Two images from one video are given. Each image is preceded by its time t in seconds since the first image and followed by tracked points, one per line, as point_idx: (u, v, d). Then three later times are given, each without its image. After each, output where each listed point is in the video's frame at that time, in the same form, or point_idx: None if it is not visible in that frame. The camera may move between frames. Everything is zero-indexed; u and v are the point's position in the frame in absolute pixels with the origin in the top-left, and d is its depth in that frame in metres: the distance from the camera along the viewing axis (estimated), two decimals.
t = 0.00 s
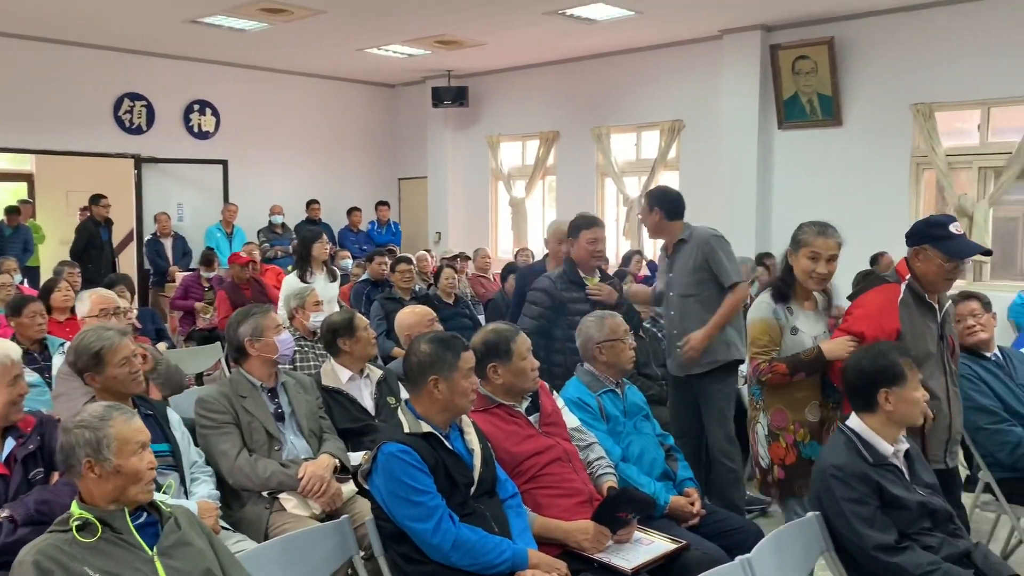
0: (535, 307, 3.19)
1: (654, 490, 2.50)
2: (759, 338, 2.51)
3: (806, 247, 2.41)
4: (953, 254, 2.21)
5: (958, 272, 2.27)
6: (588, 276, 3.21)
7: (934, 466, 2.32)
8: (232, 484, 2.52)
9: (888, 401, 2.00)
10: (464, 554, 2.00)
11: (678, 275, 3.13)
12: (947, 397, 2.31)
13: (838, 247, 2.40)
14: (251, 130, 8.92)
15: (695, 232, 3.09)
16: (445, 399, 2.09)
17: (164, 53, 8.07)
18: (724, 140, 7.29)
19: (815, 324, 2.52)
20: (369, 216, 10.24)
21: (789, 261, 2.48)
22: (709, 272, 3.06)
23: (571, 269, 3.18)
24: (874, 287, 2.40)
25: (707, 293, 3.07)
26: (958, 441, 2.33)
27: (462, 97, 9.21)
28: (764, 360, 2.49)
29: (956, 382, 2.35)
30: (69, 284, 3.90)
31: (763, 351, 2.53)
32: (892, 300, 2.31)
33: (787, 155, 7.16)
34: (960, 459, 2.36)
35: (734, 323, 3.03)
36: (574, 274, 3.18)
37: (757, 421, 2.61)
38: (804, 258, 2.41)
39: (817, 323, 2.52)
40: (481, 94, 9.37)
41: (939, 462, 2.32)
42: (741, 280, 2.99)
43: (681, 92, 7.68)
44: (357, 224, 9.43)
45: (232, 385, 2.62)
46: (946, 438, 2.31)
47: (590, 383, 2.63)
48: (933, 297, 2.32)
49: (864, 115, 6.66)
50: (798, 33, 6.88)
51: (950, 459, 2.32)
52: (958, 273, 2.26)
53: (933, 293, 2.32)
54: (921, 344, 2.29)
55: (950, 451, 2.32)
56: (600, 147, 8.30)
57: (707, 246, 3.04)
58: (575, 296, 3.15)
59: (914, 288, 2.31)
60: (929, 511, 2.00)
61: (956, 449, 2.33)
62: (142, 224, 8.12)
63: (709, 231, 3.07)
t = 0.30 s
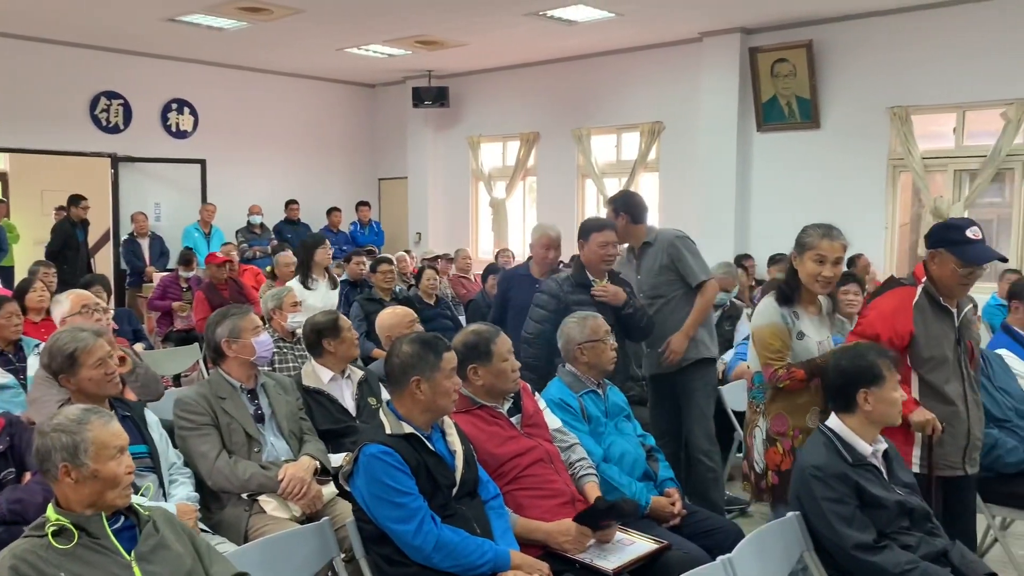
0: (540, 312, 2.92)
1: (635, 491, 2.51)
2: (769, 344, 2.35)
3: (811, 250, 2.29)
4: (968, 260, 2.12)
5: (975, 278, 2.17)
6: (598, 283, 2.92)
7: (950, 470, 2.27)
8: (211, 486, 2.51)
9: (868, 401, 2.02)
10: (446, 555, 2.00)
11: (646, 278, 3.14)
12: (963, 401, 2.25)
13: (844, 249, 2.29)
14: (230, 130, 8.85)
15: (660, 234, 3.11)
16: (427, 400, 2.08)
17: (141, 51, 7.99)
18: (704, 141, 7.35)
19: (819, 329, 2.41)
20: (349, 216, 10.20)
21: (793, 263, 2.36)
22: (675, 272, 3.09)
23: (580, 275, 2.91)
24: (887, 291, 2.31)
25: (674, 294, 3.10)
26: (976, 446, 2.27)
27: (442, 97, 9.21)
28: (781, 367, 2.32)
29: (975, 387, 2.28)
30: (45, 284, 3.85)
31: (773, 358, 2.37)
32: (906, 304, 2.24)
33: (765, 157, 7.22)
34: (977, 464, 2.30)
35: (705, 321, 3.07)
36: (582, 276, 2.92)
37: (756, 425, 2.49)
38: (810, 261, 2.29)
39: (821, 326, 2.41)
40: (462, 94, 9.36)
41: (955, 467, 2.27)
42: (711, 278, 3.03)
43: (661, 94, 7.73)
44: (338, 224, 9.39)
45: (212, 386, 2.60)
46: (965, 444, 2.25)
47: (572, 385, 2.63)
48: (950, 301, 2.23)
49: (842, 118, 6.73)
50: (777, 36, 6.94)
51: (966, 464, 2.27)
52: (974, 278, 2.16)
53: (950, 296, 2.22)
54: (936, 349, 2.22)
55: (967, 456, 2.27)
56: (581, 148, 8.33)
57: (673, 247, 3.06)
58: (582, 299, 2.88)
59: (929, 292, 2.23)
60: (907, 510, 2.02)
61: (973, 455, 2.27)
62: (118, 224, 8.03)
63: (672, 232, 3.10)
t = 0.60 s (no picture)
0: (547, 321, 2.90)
1: (617, 492, 2.51)
2: (776, 350, 2.32)
3: (812, 252, 2.28)
4: (980, 266, 2.12)
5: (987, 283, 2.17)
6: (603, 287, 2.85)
7: (960, 477, 2.28)
8: (190, 489, 2.48)
9: (848, 401, 2.03)
10: (429, 557, 1.99)
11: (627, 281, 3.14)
12: (973, 407, 2.26)
13: (844, 250, 2.28)
14: (210, 129, 8.78)
15: (639, 237, 3.12)
16: (409, 402, 2.08)
17: (119, 50, 7.92)
18: (685, 143, 7.38)
19: (821, 331, 2.38)
20: (331, 217, 10.14)
21: (794, 265, 2.34)
22: (656, 274, 3.11)
23: (581, 280, 2.85)
24: (898, 294, 2.32)
25: (656, 295, 3.11)
26: (986, 452, 2.28)
27: (424, 97, 9.19)
28: (790, 374, 2.31)
29: (986, 393, 2.28)
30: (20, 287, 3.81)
31: (781, 364, 2.34)
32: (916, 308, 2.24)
33: (745, 158, 7.27)
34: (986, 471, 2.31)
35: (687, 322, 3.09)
36: (584, 282, 2.85)
37: (758, 432, 2.44)
38: (812, 264, 2.27)
39: (823, 329, 2.38)
40: (444, 95, 9.35)
41: (963, 473, 2.27)
42: (691, 278, 3.07)
43: (642, 94, 7.75)
44: (319, 225, 9.33)
45: (191, 388, 2.58)
46: (975, 449, 2.26)
47: (555, 386, 2.63)
48: (960, 307, 2.23)
49: (820, 119, 6.79)
50: (756, 38, 6.98)
51: (974, 471, 2.28)
52: (986, 284, 2.17)
53: (960, 302, 2.24)
54: (945, 355, 2.22)
55: (976, 463, 2.27)
56: (563, 149, 8.33)
57: (654, 250, 3.08)
58: (589, 304, 2.84)
59: (941, 296, 2.23)
60: (887, 509, 2.04)
61: (982, 461, 2.28)
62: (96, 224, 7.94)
63: (652, 234, 3.13)
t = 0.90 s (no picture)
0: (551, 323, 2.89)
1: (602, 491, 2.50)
2: (776, 353, 2.33)
3: (822, 259, 2.23)
4: (988, 264, 2.05)
5: (996, 282, 2.09)
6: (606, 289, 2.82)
7: (973, 485, 2.18)
8: (171, 493, 2.46)
9: (830, 401, 2.05)
10: (412, 559, 1.98)
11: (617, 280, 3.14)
12: (985, 411, 2.17)
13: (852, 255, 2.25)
14: (191, 130, 8.71)
15: (625, 236, 3.13)
16: (392, 403, 2.07)
17: (98, 49, 7.84)
18: (668, 144, 7.42)
19: (825, 331, 2.39)
20: (313, 218, 10.10)
21: (799, 268, 2.31)
22: (641, 275, 3.11)
23: (585, 282, 2.83)
24: (903, 295, 2.22)
25: (640, 296, 3.11)
26: (999, 458, 2.19)
27: (406, 98, 9.17)
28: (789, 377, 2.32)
29: (998, 396, 2.20)
30: None
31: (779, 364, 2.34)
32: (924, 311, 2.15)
33: (727, 159, 7.31)
34: (1000, 478, 2.22)
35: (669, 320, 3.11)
36: (587, 285, 2.84)
37: (757, 434, 2.44)
38: (820, 271, 2.24)
39: (828, 331, 2.39)
40: (427, 95, 9.33)
41: (977, 481, 2.18)
42: (676, 279, 3.08)
43: (625, 94, 7.78)
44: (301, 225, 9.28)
45: (173, 391, 2.55)
46: (987, 456, 2.18)
47: (539, 386, 2.63)
48: (968, 308, 2.15)
49: (800, 120, 6.84)
50: (738, 39, 7.02)
51: (988, 478, 2.18)
52: (995, 283, 2.08)
53: (970, 303, 2.15)
54: (955, 358, 2.14)
55: (990, 470, 2.19)
56: (546, 150, 8.34)
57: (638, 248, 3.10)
58: (592, 308, 2.82)
59: (949, 298, 2.14)
60: (869, 507, 2.05)
61: (996, 468, 2.19)
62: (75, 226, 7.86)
63: (638, 234, 3.14)
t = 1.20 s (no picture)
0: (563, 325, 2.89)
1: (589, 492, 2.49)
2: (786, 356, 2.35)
3: (834, 265, 2.24)
4: (1000, 261, 2.02)
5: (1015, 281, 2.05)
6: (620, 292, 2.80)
7: (998, 490, 2.13)
8: (156, 497, 2.44)
9: (819, 399, 2.05)
10: (400, 562, 1.97)
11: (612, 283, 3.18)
12: (1009, 415, 2.12)
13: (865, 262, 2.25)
14: (175, 131, 8.65)
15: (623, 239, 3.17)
16: (378, 405, 2.06)
17: (80, 50, 7.77)
18: (654, 145, 7.44)
19: (841, 336, 2.38)
20: (299, 219, 10.05)
21: (811, 271, 2.32)
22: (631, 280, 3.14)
23: (601, 284, 2.82)
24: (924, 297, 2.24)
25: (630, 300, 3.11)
26: None
27: (392, 98, 9.14)
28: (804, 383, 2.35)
29: None
30: None
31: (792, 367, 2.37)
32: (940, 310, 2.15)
33: (712, 159, 7.33)
34: None
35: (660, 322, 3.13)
36: (602, 288, 2.82)
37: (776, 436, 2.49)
38: (831, 277, 2.25)
39: (843, 333, 2.39)
40: (412, 96, 9.31)
41: (1002, 487, 2.13)
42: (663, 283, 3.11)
43: (610, 95, 7.79)
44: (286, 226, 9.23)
45: (158, 394, 2.53)
46: (1010, 461, 2.12)
47: (526, 387, 2.63)
48: (987, 308, 2.12)
49: (785, 120, 6.88)
50: (723, 40, 7.05)
51: (1012, 484, 2.13)
52: (1013, 281, 2.05)
53: (989, 303, 2.12)
54: (974, 359, 2.11)
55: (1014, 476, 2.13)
56: (532, 151, 8.34)
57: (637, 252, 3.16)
58: (604, 313, 2.81)
59: (967, 298, 2.13)
60: (856, 505, 2.06)
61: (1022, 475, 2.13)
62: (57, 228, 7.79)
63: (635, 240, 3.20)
